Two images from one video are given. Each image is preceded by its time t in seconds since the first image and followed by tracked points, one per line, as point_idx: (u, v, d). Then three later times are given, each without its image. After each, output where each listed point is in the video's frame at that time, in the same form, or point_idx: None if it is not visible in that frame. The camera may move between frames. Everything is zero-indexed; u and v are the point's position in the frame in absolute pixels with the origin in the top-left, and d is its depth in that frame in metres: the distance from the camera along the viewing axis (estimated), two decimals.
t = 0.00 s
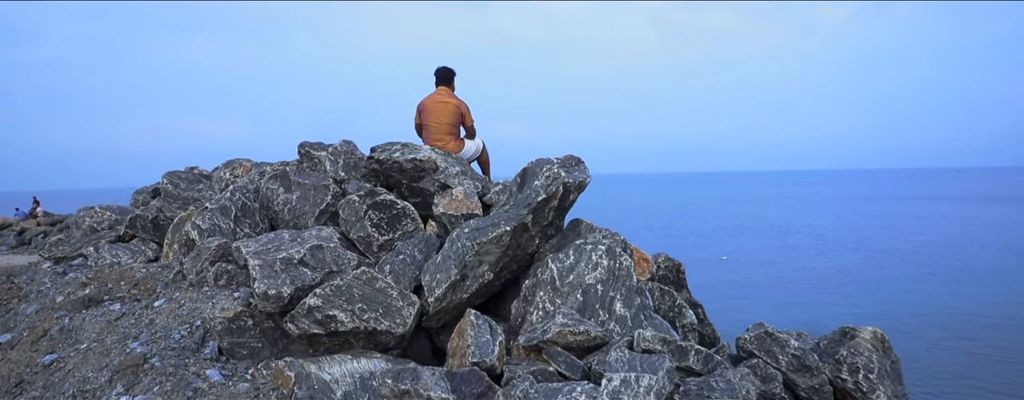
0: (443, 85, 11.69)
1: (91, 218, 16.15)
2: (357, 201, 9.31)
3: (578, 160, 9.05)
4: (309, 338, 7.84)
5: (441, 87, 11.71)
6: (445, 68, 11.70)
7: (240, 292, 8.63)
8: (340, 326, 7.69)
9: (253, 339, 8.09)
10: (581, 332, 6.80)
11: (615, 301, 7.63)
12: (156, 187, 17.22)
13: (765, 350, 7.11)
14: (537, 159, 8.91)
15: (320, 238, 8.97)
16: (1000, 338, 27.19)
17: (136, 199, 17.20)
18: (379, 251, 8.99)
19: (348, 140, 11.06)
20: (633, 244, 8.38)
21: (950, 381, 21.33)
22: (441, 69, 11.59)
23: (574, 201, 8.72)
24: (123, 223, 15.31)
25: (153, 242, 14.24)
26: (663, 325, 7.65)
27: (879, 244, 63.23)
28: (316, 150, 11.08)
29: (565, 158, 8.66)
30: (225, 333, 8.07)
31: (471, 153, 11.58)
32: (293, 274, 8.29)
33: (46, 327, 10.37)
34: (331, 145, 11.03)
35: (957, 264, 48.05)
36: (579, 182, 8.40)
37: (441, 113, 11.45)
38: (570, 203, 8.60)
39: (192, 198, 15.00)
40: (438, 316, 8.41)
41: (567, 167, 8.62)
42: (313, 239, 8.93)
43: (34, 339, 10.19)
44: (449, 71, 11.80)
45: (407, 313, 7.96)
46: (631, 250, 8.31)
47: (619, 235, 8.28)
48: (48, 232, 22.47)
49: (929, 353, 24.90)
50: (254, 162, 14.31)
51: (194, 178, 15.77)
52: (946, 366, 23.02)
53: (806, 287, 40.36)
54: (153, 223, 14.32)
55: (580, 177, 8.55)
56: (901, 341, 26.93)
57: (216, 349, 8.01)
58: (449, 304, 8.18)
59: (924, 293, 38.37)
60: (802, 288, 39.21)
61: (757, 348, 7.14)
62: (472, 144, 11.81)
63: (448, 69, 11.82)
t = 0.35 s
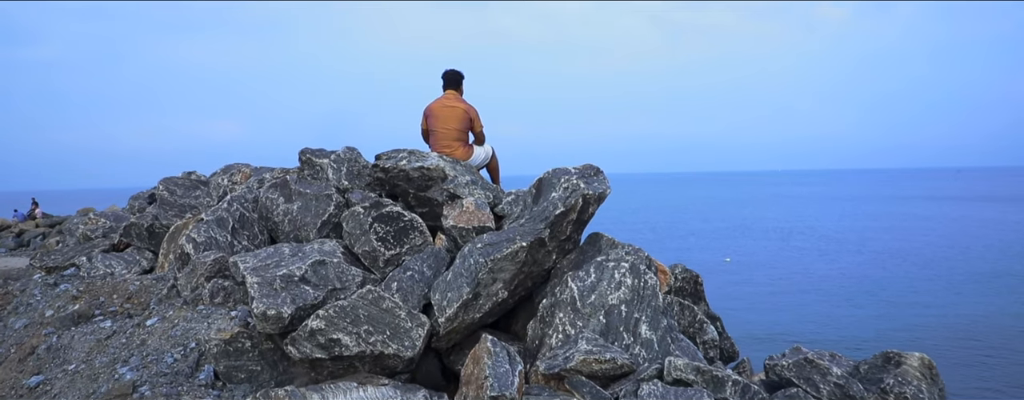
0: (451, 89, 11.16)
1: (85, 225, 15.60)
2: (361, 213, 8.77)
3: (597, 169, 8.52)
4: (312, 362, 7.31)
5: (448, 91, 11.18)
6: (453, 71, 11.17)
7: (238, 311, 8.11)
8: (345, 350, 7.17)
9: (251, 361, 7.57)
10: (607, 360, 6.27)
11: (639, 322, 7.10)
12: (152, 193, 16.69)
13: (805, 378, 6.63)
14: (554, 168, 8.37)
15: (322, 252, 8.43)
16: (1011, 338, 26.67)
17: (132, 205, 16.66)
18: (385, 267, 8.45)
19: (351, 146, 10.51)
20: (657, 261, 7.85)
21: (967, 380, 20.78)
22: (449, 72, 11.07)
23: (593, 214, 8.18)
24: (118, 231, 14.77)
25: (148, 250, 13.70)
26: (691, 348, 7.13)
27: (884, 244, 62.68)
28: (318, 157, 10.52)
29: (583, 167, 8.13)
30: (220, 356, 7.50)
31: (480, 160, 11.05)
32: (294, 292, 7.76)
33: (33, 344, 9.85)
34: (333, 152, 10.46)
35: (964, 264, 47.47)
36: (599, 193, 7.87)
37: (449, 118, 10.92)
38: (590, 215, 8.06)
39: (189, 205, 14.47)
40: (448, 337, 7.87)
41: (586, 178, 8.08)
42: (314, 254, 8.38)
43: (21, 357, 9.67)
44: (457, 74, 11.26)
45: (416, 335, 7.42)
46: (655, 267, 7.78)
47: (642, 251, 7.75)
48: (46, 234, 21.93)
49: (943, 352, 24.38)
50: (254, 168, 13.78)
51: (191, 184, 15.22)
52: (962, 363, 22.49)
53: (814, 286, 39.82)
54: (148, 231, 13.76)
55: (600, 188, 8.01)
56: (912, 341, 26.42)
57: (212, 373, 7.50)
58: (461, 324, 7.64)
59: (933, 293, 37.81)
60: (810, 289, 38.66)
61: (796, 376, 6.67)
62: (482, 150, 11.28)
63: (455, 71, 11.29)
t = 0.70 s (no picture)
0: (458, 88, 10.57)
1: (74, 231, 15.00)
2: (364, 222, 8.16)
3: (618, 175, 7.91)
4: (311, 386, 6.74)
5: (455, 90, 10.58)
6: (461, 69, 10.57)
7: (231, 328, 7.52)
8: (348, 374, 6.60)
9: (246, 383, 7.01)
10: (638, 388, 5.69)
11: (669, 343, 6.50)
12: (145, 196, 16.09)
13: None
14: (572, 174, 7.77)
15: (322, 264, 7.82)
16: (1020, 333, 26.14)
17: (125, 208, 16.07)
18: (390, 280, 7.86)
19: (353, 148, 9.88)
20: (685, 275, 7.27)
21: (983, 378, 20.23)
22: (456, 69, 10.47)
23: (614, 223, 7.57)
24: (109, 237, 14.16)
25: (141, 257, 13.09)
26: (724, 372, 6.54)
27: (889, 244, 62.14)
28: (317, 160, 9.89)
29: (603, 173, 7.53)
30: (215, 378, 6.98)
31: (488, 163, 10.46)
32: (292, 309, 7.16)
33: (14, 360, 9.26)
34: (333, 155, 9.83)
35: (971, 264, 46.90)
36: (621, 201, 7.26)
37: (456, 119, 10.33)
38: (611, 225, 7.46)
39: (182, 211, 13.88)
40: (459, 357, 7.28)
41: (607, 184, 7.48)
42: (314, 266, 7.77)
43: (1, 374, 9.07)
44: (465, 72, 10.66)
45: (424, 356, 6.81)
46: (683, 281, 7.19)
47: (669, 264, 7.15)
48: (42, 234, 21.34)
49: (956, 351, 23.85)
50: (250, 171, 13.16)
51: (185, 188, 14.63)
52: (976, 363, 21.92)
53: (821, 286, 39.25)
54: (139, 237, 13.15)
55: (623, 195, 7.41)
56: (924, 341, 25.83)
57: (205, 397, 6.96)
58: (472, 343, 7.04)
59: (941, 292, 37.25)
60: (817, 289, 38.09)
61: None
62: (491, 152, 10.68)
63: (463, 69, 10.69)
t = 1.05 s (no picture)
0: (469, 87, 9.99)
1: (66, 236, 14.40)
2: (371, 231, 7.57)
3: (646, 181, 7.32)
4: None
5: (466, 89, 10.00)
6: (472, 67, 9.99)
7: (228, 347, 6.94)
8: None
9: None
10: None
11: (710, 367, 5.93)
12: (140, 199, 15.52)
13: None
14: (598, 181, 7.20)
15: (326, 278, 7.24)
16: None
17: (119, 212, 15.49)
18: (400, 294, 7.28)
19: (358, 151, 9.28)
20: (722, 291, 6.70)
21: (1000, 379, 19.72)
22: (467, 67, 9.88)
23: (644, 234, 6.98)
24: (102, 242, 13.58)
25: (134, 264, 12.50)
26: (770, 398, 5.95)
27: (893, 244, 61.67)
28: (320, 163, 9.30)
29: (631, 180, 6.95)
30: None
31: (500, 167, 9.89)
32: (294, 327, 6.58)
33: None
34: (337, 158, 9.23)
35: (978, 264, 46.40)
36: (652, 211, 6.67)
37: (467, 121, 9.76)
38: (641, 236, 6.87)
39: (178, 215, 13.30)
40: (476, 379, 6.69)
41: (636, 192, 6.89)
42: (318, 279, 7.18)
43: None
44: (476, 71, 10.07)
45: (439, 380, 6.21)
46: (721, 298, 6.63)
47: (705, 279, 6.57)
48: (36, 235, 20.77)
49: (970, 351, 23.33)
50: (249, 174, 12.57)
51: (181, 192, 14.04)
52: (990, 363, 21.43)
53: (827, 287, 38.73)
54: (133, 244, 12.56)
55: (653, 203, 6.81)
56: (934, 341, 25.33)
57: None
58: (491, 364, 6.46)
59: (949, 292, 36.73)
60: (824, 291, 37.55)
61: None
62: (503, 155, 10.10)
63: (474, 68, 10.10)
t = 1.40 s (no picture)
0: (479, 87, 9.43)
1: (54, 243, 13.80)
2: (376, 242, 6.99)
3: (673, 187, 6.75)
4: None
5: (475, 89, 9.44)
6: (482, 66, 9.42)
7: (221, 371, 6.39)
8: None
9: None
10: None
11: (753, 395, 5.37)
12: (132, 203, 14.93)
13: None
14: (623, 188, 6.64)
15: (328, 293, 6.66)
16: None
17: (110, 217, 14.89)
18: (408, 311, 6.73)
19: (360, 155, 8.70)
20: (762, 310, 6.15)
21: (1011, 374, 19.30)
22: (476, 66, 9.32)
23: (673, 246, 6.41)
24: (91, 249, 12.97)
25: (125, 272, 11.88)
26: None
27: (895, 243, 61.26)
28: (320, 168, 8.71)
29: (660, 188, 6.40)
30: None
31: (511, 171, 9.34)
32: (294, 350, 6.06)
33: None
34: (339, 162, 8.65)
35: (984, 263, 45.95)
36: (684, 220, 6.11)
37: (476, 123, 9.20)
38: (671, 249, 6.30)
39: (171, 221, 12.71)
40: None
41: (665, 200, 6.33)
42: (319, 295, 6.61)
43: None
44: (485, 69, 9.51)
45: None
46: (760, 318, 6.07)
47: (744, 296, 6.01)
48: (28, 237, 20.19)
49: (979, 348, 22.87)
50: (245, 177, 11.96)
51: (174, 197, 13.46)
52: (1003, 361, 20.94)
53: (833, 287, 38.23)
54: (124, 251, 11.96)
55: (684, 213, 6.25)
56: (944, 341, 24.84)
57: None
58: (509, 389, 5.90)
59: (957, 292, 36.23)
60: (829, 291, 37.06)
61: None
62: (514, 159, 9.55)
63: (483, 66, 9.53)
